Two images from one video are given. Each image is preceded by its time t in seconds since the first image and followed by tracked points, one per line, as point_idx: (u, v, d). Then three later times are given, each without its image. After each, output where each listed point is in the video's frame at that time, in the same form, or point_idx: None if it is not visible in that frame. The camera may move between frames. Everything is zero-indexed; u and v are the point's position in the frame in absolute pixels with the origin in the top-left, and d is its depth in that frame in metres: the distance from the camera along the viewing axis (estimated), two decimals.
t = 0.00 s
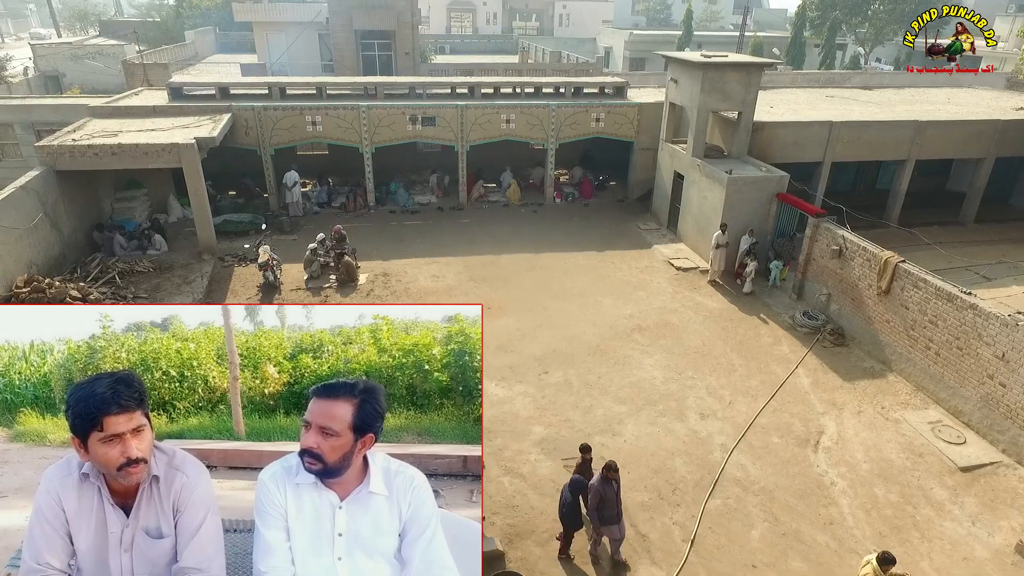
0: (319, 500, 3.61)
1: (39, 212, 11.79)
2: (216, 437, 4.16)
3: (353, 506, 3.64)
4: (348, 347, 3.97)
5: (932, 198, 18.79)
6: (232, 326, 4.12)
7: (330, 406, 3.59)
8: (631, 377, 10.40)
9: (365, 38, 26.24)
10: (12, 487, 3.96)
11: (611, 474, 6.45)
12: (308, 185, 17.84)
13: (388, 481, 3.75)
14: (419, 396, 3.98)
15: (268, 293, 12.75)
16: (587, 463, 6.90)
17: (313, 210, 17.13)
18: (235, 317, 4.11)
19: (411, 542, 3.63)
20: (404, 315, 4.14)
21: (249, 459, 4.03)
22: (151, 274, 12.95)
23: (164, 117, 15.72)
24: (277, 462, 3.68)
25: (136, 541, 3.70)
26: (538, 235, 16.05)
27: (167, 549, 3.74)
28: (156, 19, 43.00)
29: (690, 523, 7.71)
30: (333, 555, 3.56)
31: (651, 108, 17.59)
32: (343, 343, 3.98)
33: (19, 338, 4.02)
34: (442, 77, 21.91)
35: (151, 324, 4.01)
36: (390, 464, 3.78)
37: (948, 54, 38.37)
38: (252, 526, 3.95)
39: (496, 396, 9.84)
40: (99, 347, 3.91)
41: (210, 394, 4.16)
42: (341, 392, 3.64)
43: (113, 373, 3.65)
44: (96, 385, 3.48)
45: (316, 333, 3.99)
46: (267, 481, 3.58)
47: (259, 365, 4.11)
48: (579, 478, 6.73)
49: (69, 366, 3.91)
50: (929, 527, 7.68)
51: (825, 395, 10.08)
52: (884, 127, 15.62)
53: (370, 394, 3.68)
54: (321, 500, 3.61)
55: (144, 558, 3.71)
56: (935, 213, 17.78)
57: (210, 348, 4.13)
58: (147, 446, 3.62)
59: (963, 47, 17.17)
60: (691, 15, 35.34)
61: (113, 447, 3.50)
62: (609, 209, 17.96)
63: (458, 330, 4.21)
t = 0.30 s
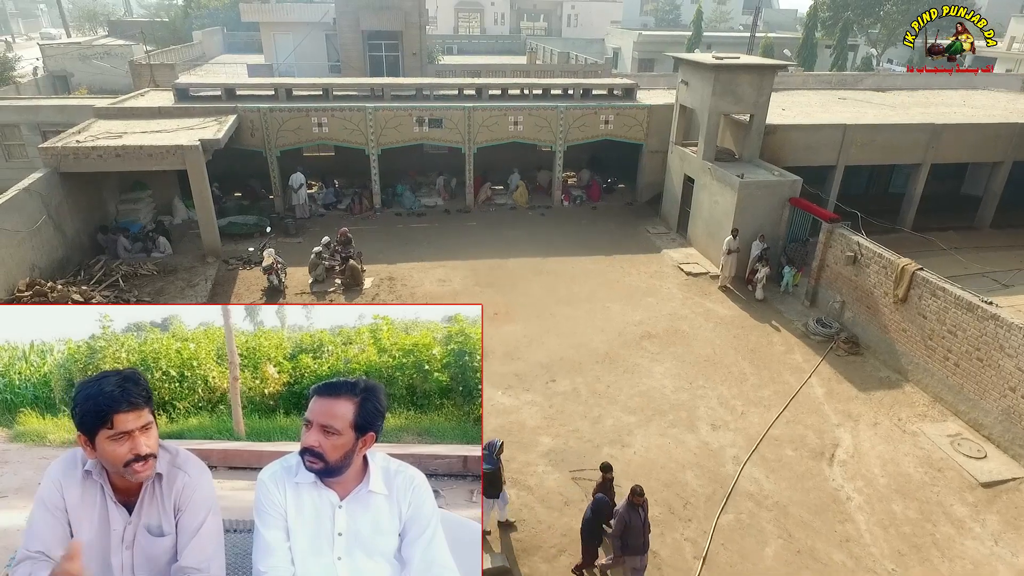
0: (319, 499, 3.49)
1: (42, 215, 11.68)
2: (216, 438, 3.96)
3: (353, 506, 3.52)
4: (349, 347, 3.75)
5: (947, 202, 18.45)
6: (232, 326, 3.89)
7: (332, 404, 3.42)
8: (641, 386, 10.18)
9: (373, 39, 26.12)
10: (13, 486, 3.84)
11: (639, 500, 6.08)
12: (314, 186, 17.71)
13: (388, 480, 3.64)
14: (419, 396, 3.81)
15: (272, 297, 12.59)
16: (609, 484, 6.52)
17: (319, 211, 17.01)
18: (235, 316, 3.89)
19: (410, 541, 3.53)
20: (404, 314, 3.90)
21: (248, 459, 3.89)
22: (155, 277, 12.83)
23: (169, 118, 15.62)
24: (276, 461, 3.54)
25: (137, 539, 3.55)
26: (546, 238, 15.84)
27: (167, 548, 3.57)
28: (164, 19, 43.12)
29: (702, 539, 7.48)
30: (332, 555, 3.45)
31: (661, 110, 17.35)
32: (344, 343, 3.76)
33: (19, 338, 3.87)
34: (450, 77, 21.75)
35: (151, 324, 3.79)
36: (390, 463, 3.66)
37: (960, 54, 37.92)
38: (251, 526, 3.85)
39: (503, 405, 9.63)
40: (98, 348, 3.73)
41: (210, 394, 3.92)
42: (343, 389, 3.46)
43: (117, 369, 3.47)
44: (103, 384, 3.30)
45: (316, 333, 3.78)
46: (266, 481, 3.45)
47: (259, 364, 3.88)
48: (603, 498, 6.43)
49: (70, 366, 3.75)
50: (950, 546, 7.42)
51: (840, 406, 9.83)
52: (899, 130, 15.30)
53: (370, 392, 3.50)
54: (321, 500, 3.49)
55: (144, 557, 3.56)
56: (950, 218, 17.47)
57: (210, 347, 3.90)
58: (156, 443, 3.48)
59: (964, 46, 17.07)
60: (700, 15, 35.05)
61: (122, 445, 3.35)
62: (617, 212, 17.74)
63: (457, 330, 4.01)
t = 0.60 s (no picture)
0: (319, 500, 3.35)
1: (41, 218, 11.54)
2: (215, 437, 4.10)
3: (354, 506, 3.40)
4: (348, 347, 3.70)
5: (957, 206, 18.20)
6: (232, 326, 3.83)
7: (334, 403, 3.29)
8: (647, 395, 9.99)
9: (377, 39, 25.97)
10: (13, 486, 3.82)
11: (665, 526, 5.88)
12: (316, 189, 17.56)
13: (389, 480, 3.52)
14: (419, 396, 3.84)
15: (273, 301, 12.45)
16: (630, 511, 6.31)
17: (322, 214, 16.88)
18: (235, 316, 3.82)
19: (411, 542, 3.42)
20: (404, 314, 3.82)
21: (248, 459, 4.11)
22: (155, 281, 12.71)
23: (172, 120, 15.49)
24: (275, 461, 3.40)
25: (138, 538, 3.39)
26: (550, 242, 15.66)
27: (167, 549, 3.42)
28: (169, 19, 43.03)
29: (710, 554, 7.28)
30: (332, 556, 3.30)
31: (668, 112, 17.17)
32: (344, 343, 3.71)
33: (19, 338, 3.82)
34: (454, 79, 21.57)
35: (151, 325, 3.73)
36: (391, 463, 3.56)
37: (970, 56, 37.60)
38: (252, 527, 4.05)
39: (506, 414, 9.46)
40: (98, 348, 3.69)
41: (210, 394, 3.95)
42: (345, 387, 3.33)
43: (124, 372, 3.27)
44: (116, 392, 3.11)
45: (316, 333, 3.73)
46: (266, 480, 3.28)
47: (259, 364, 3.86)
48: (621, 528, 6.24)
49: (70, 366, 3.74)
50: (966, 563, 7.21)
51: (851, 415, 9.62)
52: (909, 133, 15.08)
53: (371, 391, 3.39)
54: (322, 500, 3.36)
55: (145, 556, 3.42)
56: (961, 222, 17.21)
57: (210, 348, 3.85)
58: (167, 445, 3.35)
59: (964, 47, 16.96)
60: (707, 16, 34.75)
61: (137, 450, 3.20)
62: (623, 215, 17.54)
63: (458, 330, 3.97)
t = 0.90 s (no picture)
0: (320, 499, 3.28)
1: (41, 219, 11.48)
2: (215, 438, 3.84)
3: (355, 505, 3.32)
4: (348, 347, 3.62)
5: (963, 208, 18.04)
6: (232, 326, 3.78)
7: (335, 402, 3.21)
8: (651, 400, 9.89)
9: (379, 40, 25.92)
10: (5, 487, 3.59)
11: (682, 549, 5.72)
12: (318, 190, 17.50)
13: (391, 478, 3.43)
14: (419, 396, 3.73)
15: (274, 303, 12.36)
16: (649, 527, 6.40)
17: (324, 215, 16.80)
18: (235, 316, 3.78)
19: (413, 541, 3.33)
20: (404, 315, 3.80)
21: (246, 459, 3.79)
22: (156, 283, 12.63)
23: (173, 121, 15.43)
24: (276, 459, 3.33)
25: (141, 537, 3.32)
26: (553, 243, 15.56)
27: (169, 548, 3.35)
28: (172, 19, 43.05)
29: (716, 562, 7.17)
30: (333, 555, 3.22)
31: (672, 112, 17.06)
32: (343, 343, 3.63)
33: (19, 338, 3.74)
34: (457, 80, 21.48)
35: (151, 325, 3.63)
36: (392, 461, 3.47)
37: (976, 56, 37.35)
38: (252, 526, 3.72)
39: (509, 419, 9.36)
40: (98, 347, 3.59)
41: (210, 393, 3.78)
42: (347, 386, 3.25)
43: (131, 368, 3.24)
44: (123, 388, 3.08)
45: (316, 333, 3.67)
46: (266, 479, 3.22)
47: (258, 364, 3.79)
48: (636, 556, 6.00)
49: (69, 367, 3.64)
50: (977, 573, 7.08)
51: (858, 420, 9.51)
52: (916, 134, 14.95)
53: (373, 389, 3.30)
54: (323, 499, 3.28)
55: (146, 555, 3.34)
56: (968, 224, 17.06)
57: (210, 348, 3.75)
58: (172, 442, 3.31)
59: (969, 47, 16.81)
60: (711, 17, 34.63)
61: (142, 446, 3.16)
62: (626, 217, 17.43)
63: (458, 330, 3.96)
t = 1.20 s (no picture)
0: (322, 499, 3.24)
1: (45, 219, 11.49)
2: (215, 438, 3.84)
3: (356, 505, 3.29)
4: (348, 347, 3.61)
5: (969, 210, 17.94)
6: (232, 326, 3.74)
7: (336, 401, 3.17)
8: (655, 401, 9.84)
9: (383, 40, 25.91)
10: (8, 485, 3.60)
11: (701, 571, 5.77)
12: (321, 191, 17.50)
13: (392, 478, 3.40)
14: (419, 396, 3.71)
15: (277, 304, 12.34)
16: (666, 541, 6.26)
17: (327, 215, 16.79)
18: (236, 316, 3.74)
19: (414, 541, 3.30)
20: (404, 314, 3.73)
21: (247, 459, 3.81)
22: (159, 283, 12.63)
23: (176, 121, 15.44)
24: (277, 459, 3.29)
25: (141, 535, 3.32)
26: (556, 244, 15.52)
27: (169, 546, 3.34)
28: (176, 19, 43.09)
29: (720, 566, 7.12)
30: (333, 555, 3.20)
31: (675, 113, 17.00)
32: (343, 343, 3.62)
33: (19, 338, 3.72)
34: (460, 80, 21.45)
35: (151, 325, 3.61)
36: (394, 461, 3.43)
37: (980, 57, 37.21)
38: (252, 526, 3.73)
39: (511, 421, 9.33)
40: (98, 348, 3.57)
41: (210, 394, 3.77)
42: (348, 385, 3.21)
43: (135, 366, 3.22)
44: (125, 385, 3.06)
45: (316, 333, 3.65)
46: (267, 479, 3.18)
47: (258, 364, 3.77)
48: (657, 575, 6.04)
49: (70, 366, 3.62)
50: None
51: (863, 423, 9.45)
52: (921, 135, 14.87)
53: (374, 389, 3.27)
54: (324, 498, 3.25)
55: (147, 553, 3.34)
56: (973, 225, 16.97)
57: (210, 348, 3.72)
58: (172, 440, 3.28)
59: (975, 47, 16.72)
60: (715, 17, 34.56)
61: (143, 444, 3.14)
62: (630, 218, 17.38)
63: (457, 330, 3.89)
